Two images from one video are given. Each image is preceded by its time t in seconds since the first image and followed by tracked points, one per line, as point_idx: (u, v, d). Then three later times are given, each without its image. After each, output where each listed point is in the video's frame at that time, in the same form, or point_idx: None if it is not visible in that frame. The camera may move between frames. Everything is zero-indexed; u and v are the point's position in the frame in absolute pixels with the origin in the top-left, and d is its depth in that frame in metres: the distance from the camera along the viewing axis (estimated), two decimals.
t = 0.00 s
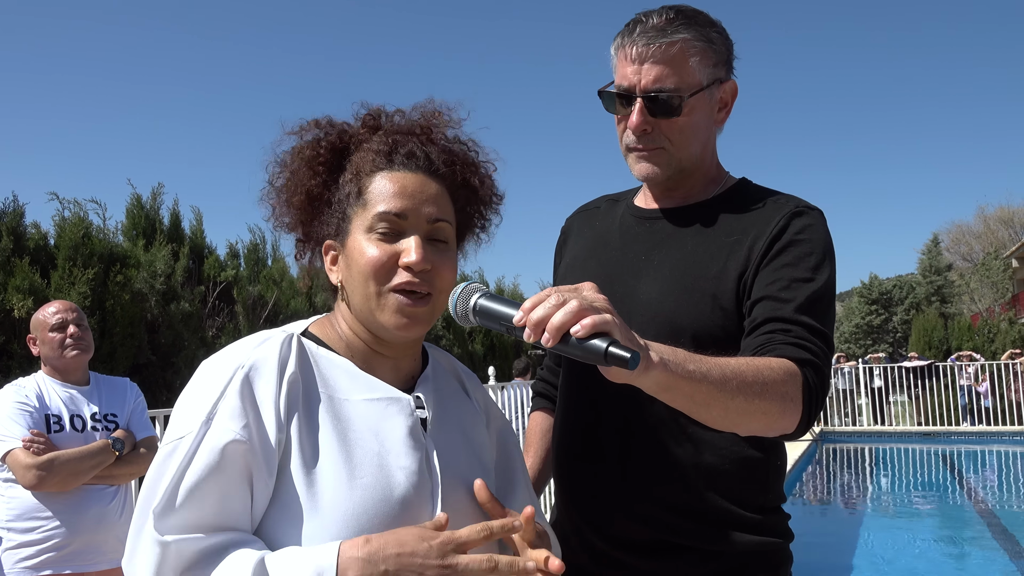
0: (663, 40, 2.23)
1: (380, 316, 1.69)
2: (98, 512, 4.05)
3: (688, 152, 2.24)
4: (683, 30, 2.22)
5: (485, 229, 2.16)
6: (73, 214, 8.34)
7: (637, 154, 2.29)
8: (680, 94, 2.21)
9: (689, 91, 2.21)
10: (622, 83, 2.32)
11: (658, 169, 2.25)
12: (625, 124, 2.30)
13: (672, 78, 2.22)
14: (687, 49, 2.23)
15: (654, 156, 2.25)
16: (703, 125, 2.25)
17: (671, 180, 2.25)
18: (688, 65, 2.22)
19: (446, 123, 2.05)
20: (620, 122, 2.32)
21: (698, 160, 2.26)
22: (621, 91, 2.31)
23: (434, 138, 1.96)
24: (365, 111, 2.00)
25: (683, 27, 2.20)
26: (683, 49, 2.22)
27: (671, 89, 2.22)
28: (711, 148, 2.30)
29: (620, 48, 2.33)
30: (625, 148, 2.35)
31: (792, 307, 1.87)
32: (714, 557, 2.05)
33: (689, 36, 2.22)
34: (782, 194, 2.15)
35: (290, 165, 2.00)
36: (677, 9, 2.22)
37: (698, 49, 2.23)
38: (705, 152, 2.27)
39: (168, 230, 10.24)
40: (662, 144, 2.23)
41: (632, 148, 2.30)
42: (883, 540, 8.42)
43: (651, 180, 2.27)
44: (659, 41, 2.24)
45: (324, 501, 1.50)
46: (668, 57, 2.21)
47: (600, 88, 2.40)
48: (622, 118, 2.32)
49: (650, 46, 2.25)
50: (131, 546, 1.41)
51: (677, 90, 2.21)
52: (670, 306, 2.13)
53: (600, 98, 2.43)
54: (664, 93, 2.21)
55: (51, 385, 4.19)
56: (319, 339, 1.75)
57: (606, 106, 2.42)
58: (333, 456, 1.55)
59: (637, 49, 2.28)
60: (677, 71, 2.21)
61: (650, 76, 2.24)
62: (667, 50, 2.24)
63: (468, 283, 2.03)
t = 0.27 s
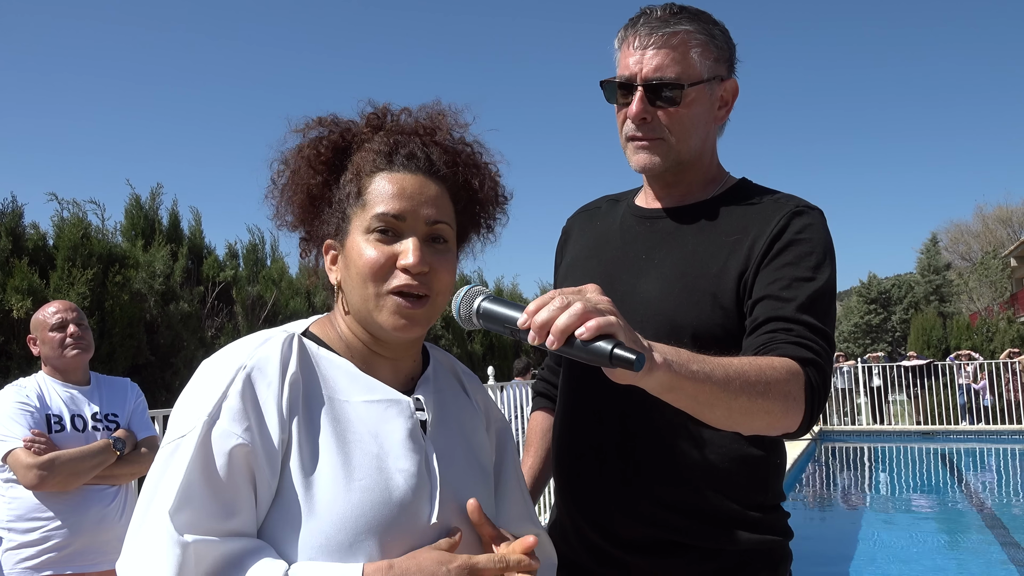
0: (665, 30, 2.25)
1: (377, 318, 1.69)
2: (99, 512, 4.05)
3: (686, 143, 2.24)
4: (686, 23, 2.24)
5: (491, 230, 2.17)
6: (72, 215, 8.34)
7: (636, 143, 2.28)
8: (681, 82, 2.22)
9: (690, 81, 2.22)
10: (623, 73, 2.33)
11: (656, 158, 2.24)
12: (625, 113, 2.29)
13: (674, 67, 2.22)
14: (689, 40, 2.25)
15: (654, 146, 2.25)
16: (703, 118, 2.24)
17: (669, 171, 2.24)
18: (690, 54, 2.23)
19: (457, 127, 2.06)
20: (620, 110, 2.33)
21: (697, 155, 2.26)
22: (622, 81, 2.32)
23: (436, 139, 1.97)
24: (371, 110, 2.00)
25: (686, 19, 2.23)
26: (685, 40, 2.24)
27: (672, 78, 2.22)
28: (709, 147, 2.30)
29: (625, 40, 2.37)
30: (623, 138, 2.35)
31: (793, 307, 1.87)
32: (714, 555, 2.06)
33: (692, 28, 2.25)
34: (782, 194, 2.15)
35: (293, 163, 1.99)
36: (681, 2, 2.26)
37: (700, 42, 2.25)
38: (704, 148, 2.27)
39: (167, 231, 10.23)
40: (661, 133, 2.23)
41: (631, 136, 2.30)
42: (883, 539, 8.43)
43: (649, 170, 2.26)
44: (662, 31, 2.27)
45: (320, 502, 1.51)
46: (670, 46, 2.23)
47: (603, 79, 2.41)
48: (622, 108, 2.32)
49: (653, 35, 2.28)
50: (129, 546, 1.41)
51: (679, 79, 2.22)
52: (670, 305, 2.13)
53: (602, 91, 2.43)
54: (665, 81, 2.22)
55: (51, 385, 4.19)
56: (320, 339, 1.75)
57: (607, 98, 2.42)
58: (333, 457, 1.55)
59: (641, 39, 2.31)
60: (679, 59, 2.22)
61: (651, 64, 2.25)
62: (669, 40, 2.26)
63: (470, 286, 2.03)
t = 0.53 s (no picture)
0: (668, 34, 2.26)
1: (402, 320, 1.69)
2: (99, 514, 4.04)
3: (689, 148, 2.24)
4: (688, 27, 2.25)
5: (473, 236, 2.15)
6: (72, 217, 8.34)
7: (639, 148, 2.28)
8: (683, 86, 2.22)
9: (692, 85, 2.22)
10: (625, 77, 2.33)
11: (659, 163, 2.25)
12: (627, 117, 2.29)
13: (677, 70, 2.23)
14: (691, 43, 2.25)
15: (656, 149, 2.25)
16: (705, 122, 2.25)
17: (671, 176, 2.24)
18: (692, 59, 2.23)
19: (447, 129, 2.06)
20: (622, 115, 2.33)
21: (699, 158, 2.26)
22: (624, 84, 2.33)
23: (434, 141, 1.98)
24: (362, 112, 2.00)
25: (688, 24, 2.24)
26: (687, 44, 2.25)
27: (674, 81, 2.23)
28: (711, 150, 2.30)
29: (627, 45, 2.37)
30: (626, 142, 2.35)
31: (796, 310, 1.87)
32: (714, 558, 2.05)
33: (694, 32, 2.26)
34: (783, 197, 2.15)
35: (286, 160, 1.97)
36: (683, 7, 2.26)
37: (701, 46, 2.25)
38: (706, 151, 2.27)
39: (167, 233, 10.24)
40: (663, 137, 2.23)
41: (633, 141, 2.29)
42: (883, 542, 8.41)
43: (652, 174, 2.26)
44: (664, 35, 2.27)
45: (324, 506, 1.50)
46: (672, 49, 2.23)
47: (605, 83, 2.41)
48: (624, 111, 2.32)
49: (655, 39, 2.29)
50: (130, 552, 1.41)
51: (681, 82, 2.22)
52: (672, 309, 2.13)
53: (604, 94, 2.44)
54: (667, 85, 2.22)
55: (52, 387, 4.18)
56: (322, 343, 1.74)
57: (610, 102, 2.42)
58: (335, 461, 1.54)
59: (643, 44, 2.31)
60: (682, 64, 2.23)
61: (654, 68, 2.25)
62: (671, 44, 2.27)
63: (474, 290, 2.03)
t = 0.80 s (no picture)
0: (663, 40, 2.25)
1: (391, 308, 1.67)
2: (97, 519, 4.02)
3: (687, 153, 2.23)
4: (683, 32, 2.23)
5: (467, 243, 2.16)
6: (71, 220, 8.33)
7: (637, 155, 2.28)
8: (679, 93, 2.21)
9: (688, 91, 2.21)
10: (622, 84, 2.33)
11: (657, 170, 2.24)
12: (625, 125, 2.30)
13: (672, 77, 2.22)
14: (686, 49, 2.24)
15: (654, 156, 2.24)
16: (702, 126, 2.24)
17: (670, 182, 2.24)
18: (688, 65, 2.22)
19: (433, 133, 2.05)
20: (620, 122, 2.33)
21: (698, 162, 2.25)
22: (622, 92, 2.32)
23: (422, 144, 1.98)
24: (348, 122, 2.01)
25: (683, 28, 2.22)
26: (683, 50, 2.24)
27: (670, 88, 2.22)
28: (710, 153, 2.29)
29: (622, 51, 2.35)
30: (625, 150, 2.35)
31: (794, 314, 1.86)
32: (712, 562, 2.03)
33: (689, 37, 2.24)
34: (781, 200, 2.14)
35: (276, 172, 1.98)
36: (678, 12, 2.24)
37: (697, 51, 2.24)
38: (704, 155, 2.26)
39: (166, 236, 10.23)
40: (661, 145, 2.23)
41: (632, 150, 2.30)
42: (884, 544, 8.39)
43: (650, 181, 2.25)
44: (659, 42, 2.26)
45: (326, 515, 1.49)
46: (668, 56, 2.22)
47: (602, 90, 2.40)
48: (622, 120, 2.32)
49: (651, 46, 2.27)
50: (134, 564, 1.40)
51: (677, 89, 2.21)
52: (670, 313, 2.12)
53: (601, 101, 2.43)
54: (663, 92, 2.22)
55: (50, 391, 4.17)
56: (318, 348, 1.73)
57: (607, 109, 2.42)
58: (336, 469, 1.53)
59: (638, 51, 2.29)
60: (677, 70, 2.22)
61: (650, 75, 2.24)
62: (667, 50, 2.26)
63: (472, 294, 2.02)
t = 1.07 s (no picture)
0: (657, 43, 2.23)
1: (383, 322, 1.67)
2: (97, 519, 4.01)
3: (684, 155, 2.23)
4: (676, 34, 2.22)
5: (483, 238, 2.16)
6: (70, 221, 8.32)
7: (634, 158, 2.28)
8: (675, 96, 2.21)
9: (684, 94, 2.21)
10: (618, 87, 2.31)
11: (654, 172, 2.24)
12: (621, 128, 2.29)
13: (667, 80, 2.21)
14: (681, 51, 2.22)
15: (651, 159, 2.24)
16: (699, 128, 2.24)
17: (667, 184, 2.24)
18: (682, 68, 2.21)
19: (456, 132, 2.06)
20: (616, 125, 2.32)
21: (695, 162, 2.25)
22: (617, 95, 2.30)
23: (439, 146, 1.96)
24: (372, 112, 1.99)
25: (676, 31, 2.20)
26: (677, 52, 2.22)
27: (666, 92, 2.21)
28: (707, 152, 2.29)
29: (615, 53, 2.33)
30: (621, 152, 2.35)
31: (794, 311, 1.85)
32: (711, 562, 2.03)
33: (684, 39, 2.23)
34: (780, 198, 2.14)
35: (293, 161, 1.97)
36: (671, 13, 2.22)
37: (693, 52, 2.23)
38: (701, 154, 2.26)
39: (165, 237, 10.23)
40: (658, 147, 2.23)
41: (629, 153, 2.30)
42: (883, 545, 8.38)
43: (648, 184, 2.25)
44: (653, 44, 2.24)
45: (326, 508, 1.48)
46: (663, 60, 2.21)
47: (597, 94, 2.40)
48: (618, 123, 2.31)
49: (644, 49, 2.25)
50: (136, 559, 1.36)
51: (673, 93, 2.21)
52: (668, 311, 2.11)
53: (597, 104, 2.42)
54: (659, 96, 2.21)
55: (49, 391, 4.16)
56: (317, 344, 1.73)
57: (602, 112, 2.41)
58: (336, 463, 1.53)
59: (631, 54, 2.28)
60: (672, 73, 2.21)
61: (645, 79, 2.23)
62: (661, 53, 2.24)
63: (469, 296, 2.01)
